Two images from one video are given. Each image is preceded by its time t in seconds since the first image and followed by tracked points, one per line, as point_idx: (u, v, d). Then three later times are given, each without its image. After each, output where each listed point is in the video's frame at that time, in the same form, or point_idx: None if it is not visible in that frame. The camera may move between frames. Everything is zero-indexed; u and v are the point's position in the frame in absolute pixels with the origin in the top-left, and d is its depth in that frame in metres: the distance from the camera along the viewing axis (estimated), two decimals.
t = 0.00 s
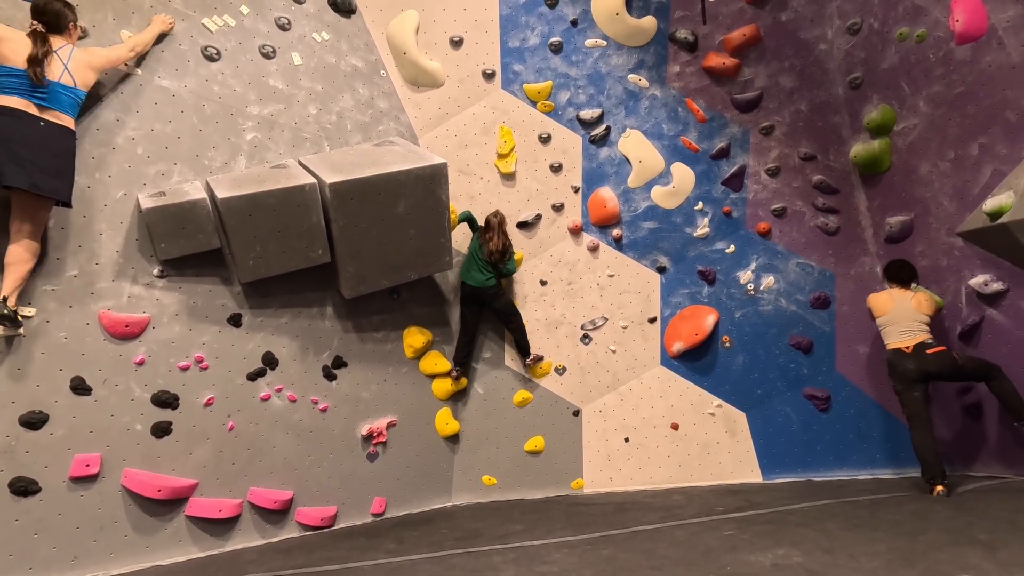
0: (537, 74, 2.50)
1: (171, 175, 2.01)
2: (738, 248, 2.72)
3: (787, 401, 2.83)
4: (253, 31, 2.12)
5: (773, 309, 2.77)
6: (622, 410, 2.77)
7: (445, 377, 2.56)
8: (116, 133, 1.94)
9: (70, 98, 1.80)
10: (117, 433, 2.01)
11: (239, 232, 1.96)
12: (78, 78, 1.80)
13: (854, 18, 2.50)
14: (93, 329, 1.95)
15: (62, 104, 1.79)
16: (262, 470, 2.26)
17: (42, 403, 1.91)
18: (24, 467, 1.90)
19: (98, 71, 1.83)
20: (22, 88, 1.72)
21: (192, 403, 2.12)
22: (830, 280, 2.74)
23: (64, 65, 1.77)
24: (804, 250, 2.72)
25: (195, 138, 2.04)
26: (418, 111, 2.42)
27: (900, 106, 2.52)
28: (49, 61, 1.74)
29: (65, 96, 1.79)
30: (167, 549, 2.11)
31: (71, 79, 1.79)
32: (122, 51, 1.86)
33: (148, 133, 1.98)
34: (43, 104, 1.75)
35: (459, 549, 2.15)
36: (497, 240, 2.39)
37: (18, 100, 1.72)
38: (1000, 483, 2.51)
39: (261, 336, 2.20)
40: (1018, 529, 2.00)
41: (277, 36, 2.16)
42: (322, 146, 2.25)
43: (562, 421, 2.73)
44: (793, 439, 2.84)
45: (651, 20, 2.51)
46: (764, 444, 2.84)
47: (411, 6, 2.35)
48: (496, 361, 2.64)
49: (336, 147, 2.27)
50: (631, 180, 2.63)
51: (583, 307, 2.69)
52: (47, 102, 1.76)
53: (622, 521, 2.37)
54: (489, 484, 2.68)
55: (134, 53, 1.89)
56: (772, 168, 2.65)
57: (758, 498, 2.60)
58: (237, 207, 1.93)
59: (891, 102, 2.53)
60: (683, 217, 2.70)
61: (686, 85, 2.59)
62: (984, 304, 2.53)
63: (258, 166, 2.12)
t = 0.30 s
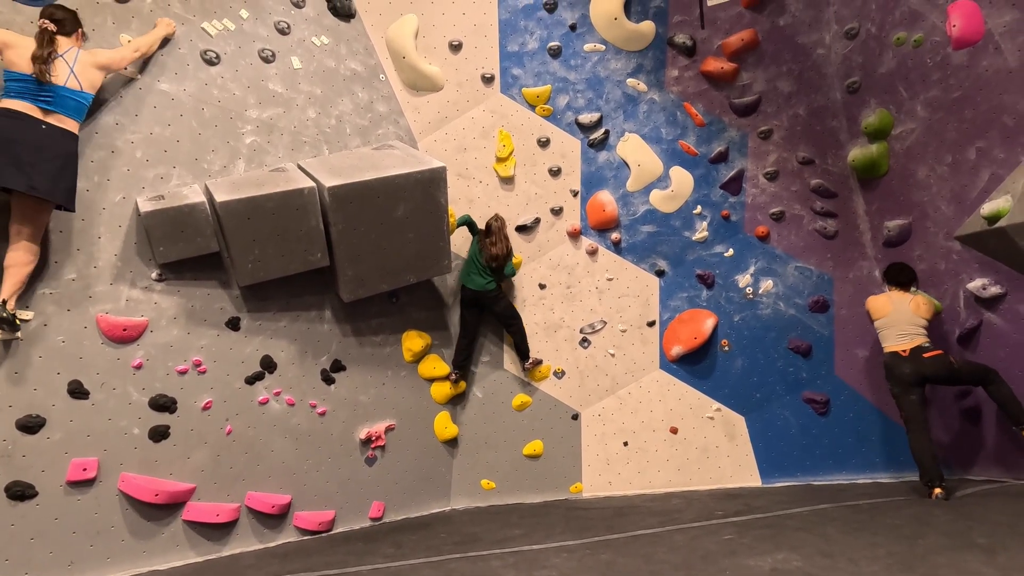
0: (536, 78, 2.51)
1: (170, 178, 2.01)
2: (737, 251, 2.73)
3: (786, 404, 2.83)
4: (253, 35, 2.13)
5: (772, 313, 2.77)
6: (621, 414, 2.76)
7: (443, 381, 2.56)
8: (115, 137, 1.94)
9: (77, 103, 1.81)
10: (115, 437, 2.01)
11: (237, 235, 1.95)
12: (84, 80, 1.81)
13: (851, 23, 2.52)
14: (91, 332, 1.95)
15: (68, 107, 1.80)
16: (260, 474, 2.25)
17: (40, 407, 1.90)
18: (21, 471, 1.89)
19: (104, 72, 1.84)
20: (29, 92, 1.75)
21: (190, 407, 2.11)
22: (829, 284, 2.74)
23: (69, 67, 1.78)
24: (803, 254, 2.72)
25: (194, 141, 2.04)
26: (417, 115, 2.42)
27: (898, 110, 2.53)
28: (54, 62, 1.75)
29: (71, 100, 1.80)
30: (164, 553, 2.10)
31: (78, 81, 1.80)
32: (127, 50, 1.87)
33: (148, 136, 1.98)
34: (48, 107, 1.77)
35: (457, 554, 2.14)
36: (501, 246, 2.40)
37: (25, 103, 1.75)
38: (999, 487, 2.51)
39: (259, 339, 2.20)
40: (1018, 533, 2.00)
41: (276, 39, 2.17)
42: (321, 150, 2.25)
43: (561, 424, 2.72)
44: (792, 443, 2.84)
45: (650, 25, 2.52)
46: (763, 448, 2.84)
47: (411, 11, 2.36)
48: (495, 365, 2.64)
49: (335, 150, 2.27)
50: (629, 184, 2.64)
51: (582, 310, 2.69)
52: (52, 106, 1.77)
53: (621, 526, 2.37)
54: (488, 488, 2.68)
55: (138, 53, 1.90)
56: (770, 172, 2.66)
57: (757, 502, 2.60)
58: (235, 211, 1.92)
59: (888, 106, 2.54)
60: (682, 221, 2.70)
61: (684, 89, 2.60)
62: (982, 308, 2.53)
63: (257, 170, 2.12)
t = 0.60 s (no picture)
0: (535, 82, 2.52)
1: (169, 181, 2.01)
2: (736, 255, 2.73)
3: (785, 408, 2.83)
4: (253, 39, 2.13)
5: (771, 316, 2.77)
6: (621, 417, 2.76)
7: (443, 384, 2.56)
8: (114, 140, 1.93)
9: (85, 104, 1.81)
10: (113, 441, 2.00)
11: (237, 239, 1.95)
12: (92, 81, 1.81)
13: (849, 28, 2.53)
14: (89, 335, 1.94)
15: (75, 108, 1.80)
16: (258, 478, 2.24)
17: (38, 410, 1.89)
18: (18, 475, 1.88)
19: (112, 73, 1.85)
20: (37, 93, 1.75)
21: (188, 410, 2.11)
22: (828, 287, 2.74)
23: (77, 68, 1.79)
24: (802, 257, 2.73)
25: (193, 145, 2.04)
26: (416, 119, 2.43)
27: (896, 114, 2.54)
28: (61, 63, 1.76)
29: (79, 101, 1.80)
30: (162, 558, 2.10)
31: (86, 82, 1.80)
32: (134, 52, 1.88)
33: (148, 140, 1.98)
34: (56, 107, 1.77)
35: (456, 557, 2.14)
36: (502, 247, 2.40)
37: (33, 104, 1.75)
38: (999, 490, 2.51)
39: (258, 343, 2.20)
40: (1017, 536, 2.00)
41: (276, 43, 2.17)
42: (321, 153, 2.26)
43: (560, 428, 2.72)
44: (791, 446, 2.84)
45: (649, 29, 2.53)
46: (762, 451, 2.84)
47: (410, 15, 2.37)
48: (494, 368, 2.64)
49: (335, 154, 2.28)
50: (629, 187, 2.64)
51: (581, 314, 2.69)
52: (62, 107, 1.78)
53: (620, 529, 2.36)
54: (487, 492, 2.67)
55: (145, 57, 1.92)
56: (769, 176, 2.67)
57: (756, 506, 2.60)
58: (234, 214, 1.92)
59: (886, 110, 2.55)
60: (681, 224, 2.70)
61: (683, 93, 2.61)
62: (981, 311, 2.52)
63: (257, 173, 2.12)
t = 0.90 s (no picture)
0: (535, 86, 2.52)
1: (170, 184, 2.01)
2: (736, 258, 2.73)
3: (785, 412, 2.82)
4: (253, 43, 2.14)
5: (771, 320, 2.77)
6: (620, 421, 2.76)
7: (443, 388, 2.56)
8: (115, 143, 1.93)
9: (90, 108, 1.82)
10: (112, 444, 1.99)
11: (237, 242, 1.96)
12: (98, 85, 1.82)
13: (848, 33, 2.52)
14: (88, 338, 1.94)
15: (81, 112, 1.80)
16: (257, 481, 2.24)
17: (36, 414, 1.89)
18: (16, 478, 1.87)
19: (116, 77, 1.86)
20: (44, 96, 1.74)
21: (187, 413, 2.10)
22: (828, 291, 2.74)
23: (82, 72, 1.80)
24: (801, 261, 2.73)
25: (194, 148, 2.05)
26: (417, 123, 2.44)
27: (895, 118, 2.53)
28: (68, 66, 1.77)
29: (85, 105, 1.81)
30: (160, 562, 2.09)
31: (92, 86, 1.81)
32: (137, 55, 1.89)
33: (149, 143, 1.98)
34: (63, 110, 1.77)
35: (455, 562, 2.13)
36: (500, 250, 2.39)
37: (41, 106, 1.74)
38: (1000, 495, 2.50)
39: (258, 346, 2.19)
40: (1018, 541, 1.99)
41: (277, 47, 2.18)
42: (321, 157, 2.26)
43: (560, 431, 2.72)
44: (791, 450, 2.83)
45: (649, 33, 2.54)
46: (762, 455, 2.84)
47: (411, 19, 2.37)
48: (494, 372, 2.63)
49: (335, 157, 2.28)
50: (629, 191, 2.65)
51: (581, 317, 2.69)
52: (69, 110, 1.78)
53: (620, 534, 2.35)
54: (487, 496, 2.67)
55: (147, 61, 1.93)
56: (768, 180, 2.67)
57: (757, 510, 2.59)
58: (235, 218, 1.93)
59: (885, 115, 2.54)
60: (681, 228, 2.71)
61: (682, 97, 2.61)
62: (980, 315, 2.52)
63: (257, 177, 2.12)
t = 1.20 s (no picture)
0: (535, 91, 2.53)
1: (170, 189, 2.02)
2: (735, 263, 2.74)
3: (785, 417, 2.82)
4: (255, 48, 2.15)
5: (770, 325, 2.77)
6: (620, 426, 2.75)
7: (443, 392, 2.56)
8: (116, 147, 1.94)
9: (93, 114, 1.82)
10: (110, 448, 1.99)
11: (237, 246, 1.96)
12: (102, 92, 1.83)
13: (846, 39, 2.54)
14: (88, 342, 1.94)
15: (85, 118, 1.81)
16: (256, 486, 2.23)
17: (35, 418, 1.89)
18: (15, 482, 1.87)
19: (121, 84, 1.87)
20: (49, 103, 1.75)
21: (186, 417, 2.10)
22: (827, 296, 2.75)
23: (87, 79, 1.80)
24: (801, 266, 2.73)
25: (194, 153, 2.05)
26: (417, 128, 2.45)
27: (893, 124, 2.54)
28: (73, 73, 1.77)
29: (88, 111, 1.81)
30: (158, 566, 2.08)
31: (96, 93, 1.82)
32: (140, 62, 1.90)
33: (150, 147, 1.99)
34: (67, 117, 1.77)
35: (454, 567, 2.12)
36: (502, 251, 2.41)
37: (45, 112, 1.74)
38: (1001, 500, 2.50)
39: (257, 350, 2.19)
40: (1018, 546, 1.99)
41: (278, 52, 2.19)
42: (321, 161, 2.27)
43: (560, 436, 2.71)
44: (791, 456, 2.83)
45: (648, 39, 2.55)
46: (762, 461, 2.83)
47: (411, 24, 2.38)
48: (494, 376, 2.63)
49: (335, 162, 2.29)
50: (628, 196, 2.66)
51: (581, 322, 2.69)
52: (73, 116, 1.78)
53: (620, 539, 2.35)
54: (486, 501, 2.66)
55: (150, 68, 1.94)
56: (767, 185, 2.68)
57: (756, 515, 2.58)
58: (235, 222, 1.93)
59: (884, 121, 2.55)
60: (680, 233, 2.71)
61: (682, 103, 2.63)
62: (980, 321, 2.52)
63: (258, 181, 2.13)
